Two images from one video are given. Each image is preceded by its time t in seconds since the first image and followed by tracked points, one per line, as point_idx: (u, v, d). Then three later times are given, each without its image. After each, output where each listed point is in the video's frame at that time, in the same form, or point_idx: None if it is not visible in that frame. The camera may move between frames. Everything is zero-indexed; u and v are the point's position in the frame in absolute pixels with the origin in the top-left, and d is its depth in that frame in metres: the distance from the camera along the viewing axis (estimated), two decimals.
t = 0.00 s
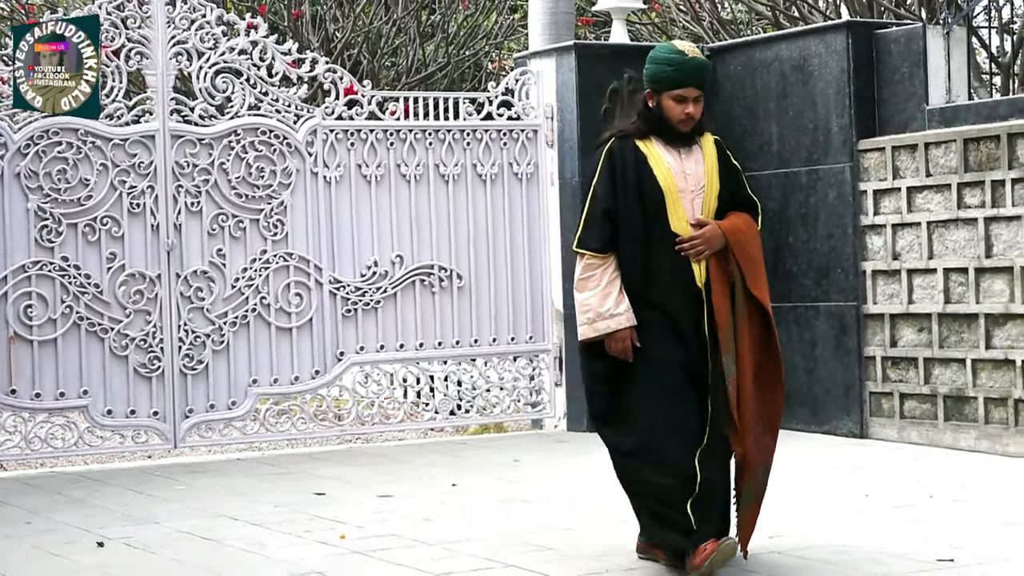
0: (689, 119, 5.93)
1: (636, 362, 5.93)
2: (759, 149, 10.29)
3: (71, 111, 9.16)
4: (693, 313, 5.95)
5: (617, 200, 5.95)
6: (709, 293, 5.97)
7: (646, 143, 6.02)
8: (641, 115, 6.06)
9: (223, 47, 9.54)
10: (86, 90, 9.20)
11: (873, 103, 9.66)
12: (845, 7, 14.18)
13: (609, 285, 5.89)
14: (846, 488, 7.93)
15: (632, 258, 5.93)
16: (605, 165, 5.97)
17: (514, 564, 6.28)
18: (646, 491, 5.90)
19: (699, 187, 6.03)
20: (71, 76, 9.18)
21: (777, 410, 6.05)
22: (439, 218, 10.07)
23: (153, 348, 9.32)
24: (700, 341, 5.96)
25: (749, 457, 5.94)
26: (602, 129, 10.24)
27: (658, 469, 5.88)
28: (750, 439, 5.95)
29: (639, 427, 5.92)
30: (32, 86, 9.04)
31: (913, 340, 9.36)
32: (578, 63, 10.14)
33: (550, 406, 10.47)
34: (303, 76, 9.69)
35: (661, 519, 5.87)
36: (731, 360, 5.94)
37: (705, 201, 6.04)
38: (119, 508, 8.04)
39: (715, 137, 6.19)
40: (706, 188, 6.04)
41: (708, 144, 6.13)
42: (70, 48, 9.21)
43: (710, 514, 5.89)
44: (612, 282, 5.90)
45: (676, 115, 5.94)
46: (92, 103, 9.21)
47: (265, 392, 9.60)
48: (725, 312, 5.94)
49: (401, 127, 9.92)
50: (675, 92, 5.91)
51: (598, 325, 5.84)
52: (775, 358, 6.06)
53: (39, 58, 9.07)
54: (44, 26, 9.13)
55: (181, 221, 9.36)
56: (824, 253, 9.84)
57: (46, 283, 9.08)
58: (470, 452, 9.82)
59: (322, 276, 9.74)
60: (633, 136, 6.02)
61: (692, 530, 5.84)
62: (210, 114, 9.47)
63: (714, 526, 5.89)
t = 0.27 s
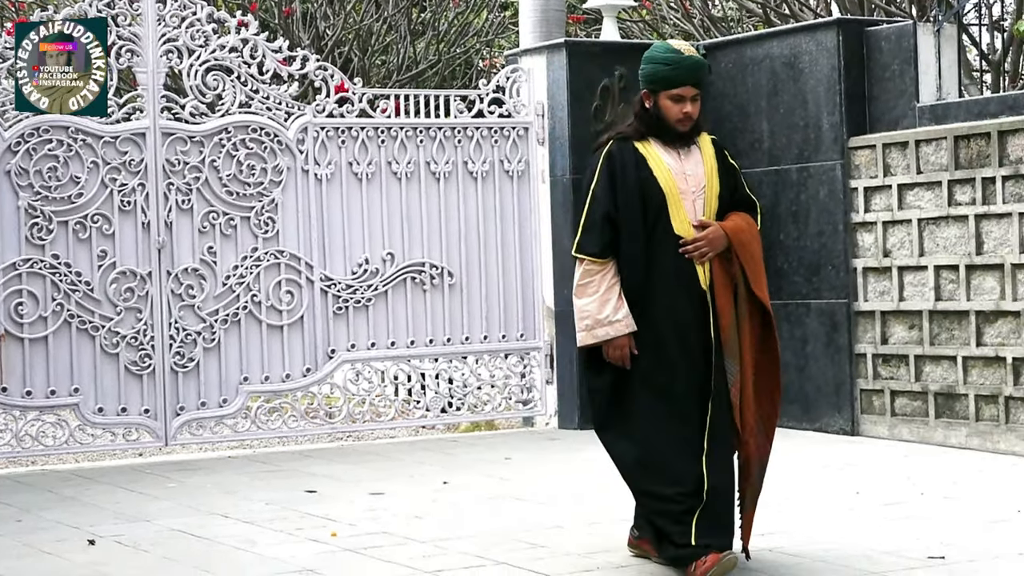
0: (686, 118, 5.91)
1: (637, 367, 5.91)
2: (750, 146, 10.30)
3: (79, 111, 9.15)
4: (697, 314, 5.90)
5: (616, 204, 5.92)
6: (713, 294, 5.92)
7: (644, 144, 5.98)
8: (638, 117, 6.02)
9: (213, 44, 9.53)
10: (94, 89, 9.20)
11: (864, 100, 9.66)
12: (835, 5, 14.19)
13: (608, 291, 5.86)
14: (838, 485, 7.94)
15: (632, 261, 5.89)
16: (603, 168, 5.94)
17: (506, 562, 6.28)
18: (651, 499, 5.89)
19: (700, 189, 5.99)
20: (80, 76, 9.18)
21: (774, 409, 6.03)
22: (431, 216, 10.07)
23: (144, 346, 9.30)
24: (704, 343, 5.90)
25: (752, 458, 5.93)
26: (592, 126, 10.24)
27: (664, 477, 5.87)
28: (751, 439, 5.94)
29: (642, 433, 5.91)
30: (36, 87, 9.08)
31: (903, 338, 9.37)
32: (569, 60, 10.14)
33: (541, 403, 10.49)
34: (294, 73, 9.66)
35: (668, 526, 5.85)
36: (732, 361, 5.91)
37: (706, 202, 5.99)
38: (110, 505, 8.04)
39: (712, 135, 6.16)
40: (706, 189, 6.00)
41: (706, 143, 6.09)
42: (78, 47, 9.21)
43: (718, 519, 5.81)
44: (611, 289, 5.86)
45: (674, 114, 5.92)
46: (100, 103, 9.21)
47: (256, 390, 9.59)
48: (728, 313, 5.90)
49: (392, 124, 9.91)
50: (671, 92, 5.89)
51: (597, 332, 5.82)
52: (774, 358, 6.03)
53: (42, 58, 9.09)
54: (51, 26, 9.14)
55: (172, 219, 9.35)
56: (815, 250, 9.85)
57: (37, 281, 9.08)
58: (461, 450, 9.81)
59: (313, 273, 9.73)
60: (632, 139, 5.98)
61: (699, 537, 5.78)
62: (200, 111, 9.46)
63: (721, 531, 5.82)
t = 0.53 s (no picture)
0: (687, 117, 5.89)
1: (638, 371, 5.88)
2: (745, 145, 10.30)
3: (87, 111, 9.16)
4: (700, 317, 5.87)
5: (618, 207, 5.89)
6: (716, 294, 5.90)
7: (646, 145, 5.95)
8: (637, 116, 5.99)
9: (209, 44, 9.52)
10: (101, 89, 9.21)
11: (859, 100, 9.67)
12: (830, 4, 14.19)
13: (610, 294, 5.83)
14: (833, 484, 7.94)
15: (635, 263, 5.86)
16: (606, 168, 5.91)
17: (501, 561, 6.28)
18: (650, 506, 5.83)
19: (702, 188, 5.96)
20: (87, 76, 9.18)
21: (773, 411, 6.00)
22: (427, 215, 10.07)
23: (139, 346, 9.30)
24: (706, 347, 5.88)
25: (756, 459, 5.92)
26: (587, 125, 10.24)
27: (663, 482, 5.82)
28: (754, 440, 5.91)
29: (642, 438, 5.87)
30: (42, 87, 9.06)
31: (899, 337, 9.37)
32: (564, 59, 10.14)
33: (537, 402, 10.47)
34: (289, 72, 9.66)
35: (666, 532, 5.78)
36: (737, 362, 5.89)
37: (709, 201, 5.97)
38: (105, 505, 8.03)
39: (712, 134, 6.12)
40: (709, 189, 5.97)
41: (706, 142, 6.06)
42: (85, 47, 9.21)
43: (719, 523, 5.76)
44: (613, 291, 5.83)
45: (674, 114, 5.89)
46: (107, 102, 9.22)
47: (251, 390, 9.59)
48: (732, 314, 5.88)
49: (387, 123, 9.91)
50: (672, 92, 5.86)
51: (598, 334, 5.79)
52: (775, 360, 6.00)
53: (48, 58, 9.08)
54: (57, 26, 9.13)
55: (167, 218, 9.34)
56: (810, 249, 9.86)
57: (32, 280, 9.07)
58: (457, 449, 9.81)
59: (308, 272, 9.72)
60: (633, 139, 5.95)
61: (699, 543, 5.72)
62: (196, 111, 9.44)
63: (723, 536, 5.75)
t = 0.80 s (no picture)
0: (688, 117, 5.71)
1: (639, 372, 5.67)
2: (739, 145, 10.30)
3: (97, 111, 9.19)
4: (704, 315, 5.69)
5: (621, 202, 5.69)
6: (721, 292, 5.72)
7: (647, 143, 5.76)
8: (638, 112, 5.79)
9: (203, 44, 9.52)
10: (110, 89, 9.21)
11: (853, 100, 9.68)
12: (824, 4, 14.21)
13: (615, 290, 5.64)
14: (827, 484, 7.94)
15: (638, 260, 5.65)
16: (608, 163, 5.70)
17: (495, 561, 6.28)
18: (650, 509, 5.64)
19: (705, 184, 5.78)
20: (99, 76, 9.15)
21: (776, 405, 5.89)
22: (421, 215, 10.06)
23: (133, 346, 9.29)
24: (710, 346, 5.69)
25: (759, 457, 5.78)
26: (581, 125, 10.23)
27: (662, 482, 5.63)
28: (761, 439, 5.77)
29: (642, 438, 5.67)
30: (56, 87, 9.05)
31: (892, 337, 9.38)
32: (559, 59, 10.14)
33: (531, 403, 10.48)
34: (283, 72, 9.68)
35: (664, 534, 5.60)
36: (743, 355, 5.75)
37: (710, 197, 5.79)
38: (99, 505, 8.03)
39: (714, 130, 5.94)
40: (711, 185, 5.79)
41: (706, 137, 5.89)
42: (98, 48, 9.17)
43: (720, 527, 5.58)
44: (618, 287, 5.64)
45: (675, 113, 5.71)
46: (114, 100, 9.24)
47: (245, 389, 9.58)
48: (737, 312, 5.71)
49: (381, 123, 9.90)
50: (674, 90, 5.68)
51: (604, 332, 5.59)
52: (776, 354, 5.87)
53: (63, 58, 9.07)
54: (73, 26, 9.11)
55: (161, 218, 9.34)
56: (804, 249, 9.86)
57: (26, 280, 9.06)
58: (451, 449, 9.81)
59: (302, 272, 9.72)
60: (634, 136, 5.76)
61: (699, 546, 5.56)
62: (190, 110, 9.45)
63: (724, 538, 5.58)
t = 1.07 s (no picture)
0: (689, 113, 5.68)
1: (639, 371, 5.65)
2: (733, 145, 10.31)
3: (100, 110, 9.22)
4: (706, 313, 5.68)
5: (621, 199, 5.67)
6: (723, 289, 5.72)
7: (647, 139, 5.74)
8: (638, 109, 5.77)
9: (196, 43, 9.51)
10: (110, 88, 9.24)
11: (846, 100, 9.69)
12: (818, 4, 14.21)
13: (617, 287, 5.61)
14: (821, 484, 7.95)
15: (639, 257, 5.65)
16: (608, 159, 5.69)
17: (490, 561, 6.28)
18: (650, 507, 5.62)
19: (705, 181, 5.77)
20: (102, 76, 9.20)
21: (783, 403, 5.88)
22: (414, 215, 10.06)
23: (127, 346, 9.28)
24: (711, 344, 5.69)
25: (769, 456, 5.76)
26: (574, 124, 10.23)
27: (661, 480, 5.62)
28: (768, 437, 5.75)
29: (641, 436, 5.64)
30: (66, 87, 9.02)
31: (886, 336, 9.39)
32: (552, 59, 10.14)
33: (524, 402, 10.47)
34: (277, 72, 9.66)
35: (663, 533, 5.60)
36: (752, 355, 5.71)
37: (712, 194, 5.78)
38: (93, 505, 8.02)
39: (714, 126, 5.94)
40: (711, 182, 5.78)
41: (707, 134, 5.88)
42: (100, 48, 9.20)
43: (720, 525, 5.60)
44: (620, 285, 5.62)
45: (675, 109, 5.69)
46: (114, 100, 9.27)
47: (239, 390, 9.57)
48: (740, 309, 5.70)
49: (375, 123, 9.90)
50: (674, 87, 5.65)
51: (608, 328, 5.55)
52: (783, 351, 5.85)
53: (72, 58, 9.03)
54: (80, 26, 9.10)
55: (154, 218, 9.33)
56: (798, 249, 9.87)
57: (19, 280, 9.06)
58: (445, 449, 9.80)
59: (296, 272, 9.71)
60: (634, 132, 5.74)
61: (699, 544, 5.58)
62: (183, 110, 9.43)
63: (723, 536, 5.60)
